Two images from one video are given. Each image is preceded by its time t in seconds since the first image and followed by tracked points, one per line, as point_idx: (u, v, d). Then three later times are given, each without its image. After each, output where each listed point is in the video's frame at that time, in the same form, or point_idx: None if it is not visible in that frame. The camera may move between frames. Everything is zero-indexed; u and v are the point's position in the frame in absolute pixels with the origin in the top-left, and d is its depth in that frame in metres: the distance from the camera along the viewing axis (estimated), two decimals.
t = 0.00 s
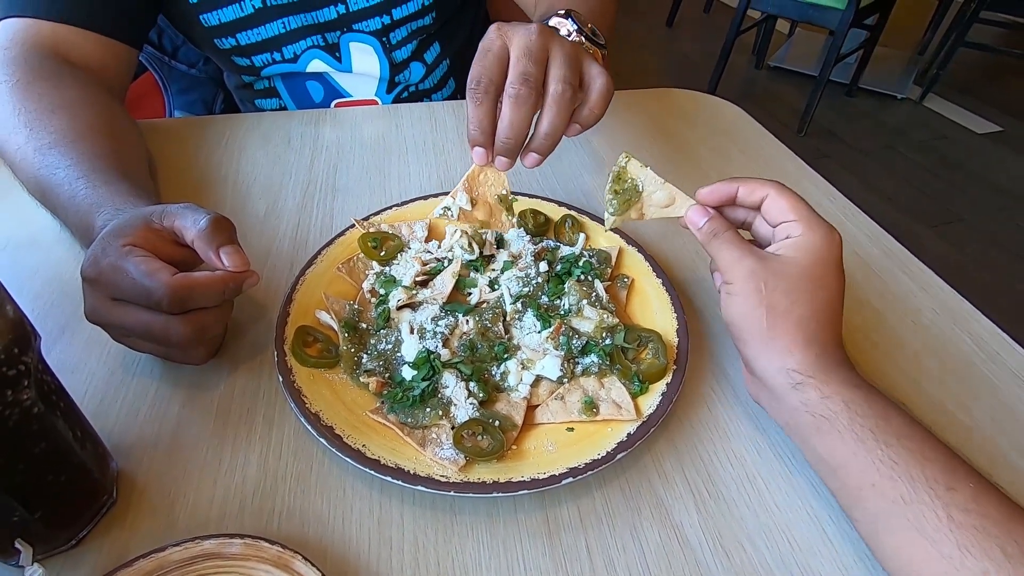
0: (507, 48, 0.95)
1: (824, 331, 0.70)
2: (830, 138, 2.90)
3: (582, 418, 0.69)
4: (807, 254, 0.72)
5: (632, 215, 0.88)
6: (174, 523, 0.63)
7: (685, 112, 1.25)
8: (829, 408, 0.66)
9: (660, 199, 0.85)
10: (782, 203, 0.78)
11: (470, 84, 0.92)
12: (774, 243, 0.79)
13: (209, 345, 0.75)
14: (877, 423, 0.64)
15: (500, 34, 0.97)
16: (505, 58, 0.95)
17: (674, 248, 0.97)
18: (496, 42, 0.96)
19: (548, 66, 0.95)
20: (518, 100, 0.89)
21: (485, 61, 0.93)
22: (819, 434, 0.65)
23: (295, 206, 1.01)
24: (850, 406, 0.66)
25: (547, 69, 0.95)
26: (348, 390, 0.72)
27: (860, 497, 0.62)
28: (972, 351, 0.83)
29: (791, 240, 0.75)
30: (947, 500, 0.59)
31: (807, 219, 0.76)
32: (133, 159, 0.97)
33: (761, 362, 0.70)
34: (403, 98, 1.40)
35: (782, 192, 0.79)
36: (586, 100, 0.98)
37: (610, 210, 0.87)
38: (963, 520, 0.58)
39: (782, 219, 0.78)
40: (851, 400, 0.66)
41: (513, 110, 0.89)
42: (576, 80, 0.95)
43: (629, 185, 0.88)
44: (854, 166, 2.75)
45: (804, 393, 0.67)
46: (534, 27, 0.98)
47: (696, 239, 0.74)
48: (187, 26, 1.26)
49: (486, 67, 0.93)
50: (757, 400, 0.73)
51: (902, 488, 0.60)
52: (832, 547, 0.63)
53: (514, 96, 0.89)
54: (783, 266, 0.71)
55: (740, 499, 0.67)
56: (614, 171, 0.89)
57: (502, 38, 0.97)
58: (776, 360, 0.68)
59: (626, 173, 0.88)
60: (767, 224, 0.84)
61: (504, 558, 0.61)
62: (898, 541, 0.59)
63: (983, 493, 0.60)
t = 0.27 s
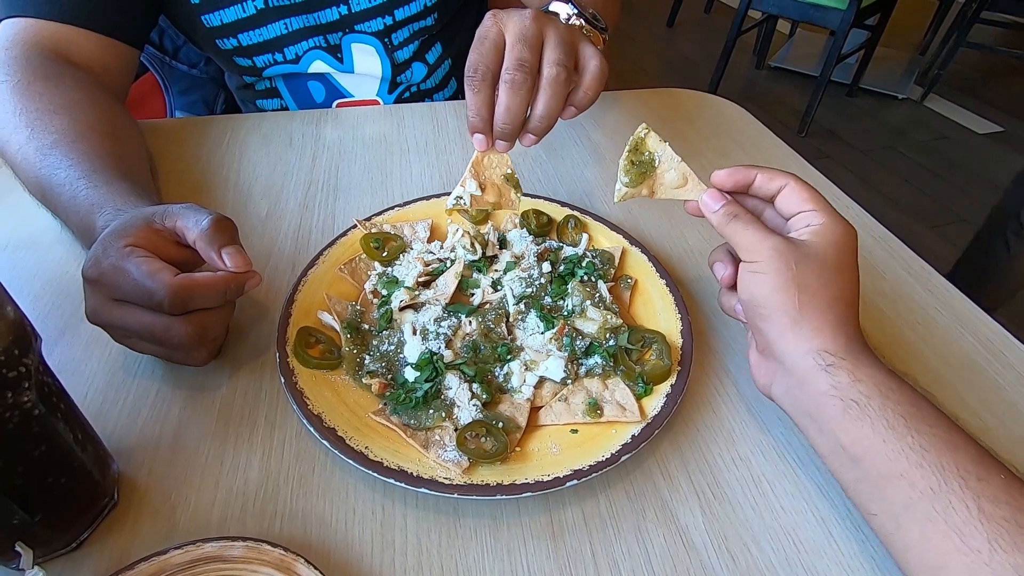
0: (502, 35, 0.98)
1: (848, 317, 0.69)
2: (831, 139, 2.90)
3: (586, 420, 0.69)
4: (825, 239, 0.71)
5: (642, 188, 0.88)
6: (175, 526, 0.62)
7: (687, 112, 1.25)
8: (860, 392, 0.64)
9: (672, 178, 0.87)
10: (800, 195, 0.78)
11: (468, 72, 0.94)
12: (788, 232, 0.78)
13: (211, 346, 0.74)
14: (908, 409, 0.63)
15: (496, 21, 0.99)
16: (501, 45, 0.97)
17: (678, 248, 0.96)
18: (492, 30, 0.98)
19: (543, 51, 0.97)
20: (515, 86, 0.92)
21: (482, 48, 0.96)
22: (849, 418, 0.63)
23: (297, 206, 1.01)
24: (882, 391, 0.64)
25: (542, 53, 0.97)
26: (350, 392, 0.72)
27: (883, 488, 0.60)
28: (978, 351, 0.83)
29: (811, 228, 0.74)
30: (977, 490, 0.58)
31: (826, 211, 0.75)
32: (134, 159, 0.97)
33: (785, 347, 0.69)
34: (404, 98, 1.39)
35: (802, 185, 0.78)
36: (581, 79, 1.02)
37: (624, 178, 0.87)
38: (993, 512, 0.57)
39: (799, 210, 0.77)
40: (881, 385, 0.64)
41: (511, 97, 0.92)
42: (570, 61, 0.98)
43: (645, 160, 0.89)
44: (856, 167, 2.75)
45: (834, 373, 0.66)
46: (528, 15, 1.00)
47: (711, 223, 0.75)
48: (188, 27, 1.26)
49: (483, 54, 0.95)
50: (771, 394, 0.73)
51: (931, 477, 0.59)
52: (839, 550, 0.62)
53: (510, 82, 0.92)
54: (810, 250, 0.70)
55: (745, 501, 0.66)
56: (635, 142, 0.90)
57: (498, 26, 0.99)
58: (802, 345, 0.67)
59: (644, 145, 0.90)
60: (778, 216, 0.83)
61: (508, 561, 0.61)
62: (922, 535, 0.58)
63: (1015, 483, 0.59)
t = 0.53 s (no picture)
0: (528, 94, 0.89)
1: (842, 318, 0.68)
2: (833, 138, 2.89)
3: (590, 421, 0.68)
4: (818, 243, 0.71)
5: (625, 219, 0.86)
6: (174, 528, 0.61)
7: (692, 110, 1.24)
8: (863, 394, 0.63)
9: (655, 209, 0.84)
10: (777, 210, 0.77)
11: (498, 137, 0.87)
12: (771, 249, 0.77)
13: (211, 346, 0.73)
14: (909, 411, 0.62)
15: (518, 79, 0.91)
16: (528, 105, 0.89)
17: (683, 247, 0.95)
18: (516, 89, 0.90)
19: (571, 104, 0.88)
20: (550, 151, 0.85)
21: (510, 112, 0.88)
22: (852, 421, 0.62)
23: (297, 204, 1.00)
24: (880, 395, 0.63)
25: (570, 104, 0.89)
26: (351, 393, 0.71)
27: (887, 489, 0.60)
28: (983, 352, 0.82)
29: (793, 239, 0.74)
30: (982, 491, 0.57)
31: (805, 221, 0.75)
32: (133, 157, 0.96)
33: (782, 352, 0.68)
34: (406, 96, 1.38)
35: (777, 200, 0.78)
36: (614, 128, 0.92)
37: (608, 211, 0.86)
38: (997, 513, 0.56)
39: (777, 225, 0.77)
40: (883, 386, 0.64)
41: (544, 161, 0.86)
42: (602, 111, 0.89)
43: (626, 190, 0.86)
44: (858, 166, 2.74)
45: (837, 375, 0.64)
46: (552, 66, 0.92)
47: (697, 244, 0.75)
48: (188, 24, 1.25)
49: (510, 117, 0.87)
50: (774, 399, 0.71)
51: (936, 479, 0.58)
52: (846, 553, 0.61)
53: (545, 147, 0.85)
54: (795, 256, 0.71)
55: (751, 503, 0.65)
56: (612, 176, 0.87)
57: (522, 83, 0.90)
58: (802, 347, 0.66)
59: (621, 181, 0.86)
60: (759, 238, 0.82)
61: (511, 563, 0.60)
62: (930, 536, 0.57)
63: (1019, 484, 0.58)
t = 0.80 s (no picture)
0: (504, 102, 0.82)
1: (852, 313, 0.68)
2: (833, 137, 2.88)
3: (589, 419, 0.68)
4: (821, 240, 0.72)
5: (637, 198, 0.87)
6: (175, 525, 0.62)
7: (691, 110, 1.24)
8: (867, 391, 0.63)
9: (666, 190, 0.86)
10: (791, 203, 0.77)
11: (474, 151, 0.80)
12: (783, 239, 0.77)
13: (210, 344, 0.73)
14: (916, 406, 0.62)
15: (493, 85, 0.84)
16: (504, 114, 0.82)
17: (682, 246, 0.95)
18: (491, 98, 0.82)
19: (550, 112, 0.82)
20: (528, 162, 0.80)
21: (486, 125, 0.81)
22: (856, 418, 0.63)
23: (297, 202, 1.00)
24: (889, 387, 0.63)
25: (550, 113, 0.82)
26: (351, 391, 0.71)
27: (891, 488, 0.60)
28: (986, 352, 0.82)
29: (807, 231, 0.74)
30: (986, 489, 0.57)
31: (819, 215, 0.75)
32: (133, 155, 0.96)
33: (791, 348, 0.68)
34: (406, 95, 1.39)
35: (792, 192, 0.78)
36: (592, 131, 0.87)
37: (619, 187, 0.87)
38: (1002, 512, 0.56)
39: (790, 217, 0.77)
40: (890, 381, 0.64)
41: (525, 173, 0.81)
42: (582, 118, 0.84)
43: (640, 168, 0.87)
44: (858, 165, 2.73)
45: (842, 370, 0.65)
46: (529, 74, 0.85)
47: (706, 232, 0.74)
48: (188, 22, 1.25)
49: (486, 127, 0.81)
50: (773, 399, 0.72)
51: (940, 477, 0.58)
52: (845, 551, 0.62)
53: (524, 155, 0.80)
54: (808, 250, 0.71)
55: (750, 502, 0.65)
56: (628, 153, 0.88)
57: (497, 91, 0.83)
58: (810, 342, 0.67)
59: (635, 158, 0.88)
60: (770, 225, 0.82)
61: (511, 562, 0.60)
62: (931, 536, 0.57)
63: None
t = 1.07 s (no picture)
0: (493, 140, 0.79)
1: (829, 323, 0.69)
2: (832, 137, 2.89)
3: (584, 417, 0.69)
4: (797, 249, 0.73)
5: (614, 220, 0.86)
6: (173, 522, 0.62)
7: (689, 111, 1.24)
8: (843, 403, 0.64)
9: (641, 208, 0.86)
10: (766, 208, 0.78)
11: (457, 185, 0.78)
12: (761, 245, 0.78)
13: (210, 344, 0.74)
14: (891, 416, 0.63)
15: (483, 117, 0.80)
16: (493, 154, 0.79)
17: (678, 247, 0.96)
18: (479, 133, 0.79)
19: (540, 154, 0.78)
20: (515, 209, 0.77)
21: (473, 163, 0.77)
22: (835, 429, 0.63)
23: (296, 203, 1.01)
24: (864, 398, 0.64)
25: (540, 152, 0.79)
26: (349, 389, 0.72)
27: (872, 493, 0.60)
28: (978, 354, 0.82)
29: (781, 238, 0.75)
30: (959, 496, 0.58)
31: (793, 220, 0.76)
32: (133, 156, 0.97)
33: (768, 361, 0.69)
34: (404, 96, 1.39)
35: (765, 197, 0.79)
36: (583, 174, 0.83)
37: (594, 213, 0.86)
38: (978, 518, 0.57)
39: (766, 223, 0.78)
40: (866, 391, 0.65)
41: (509, 217, 0.77)
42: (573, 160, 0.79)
43: (612, 190, 0.87)
44: (856, 165, 2.74)
45: (817, 385, 0.65)
46: (521, 110, 0.81)
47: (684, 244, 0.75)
48: (188, 23, 1.26)
49: (472, 164, 0.77)
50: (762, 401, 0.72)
51: (916, 485, 0.59)
52: (835, 548, 0.62)
53: (511, 202, 0.76)
54: (783, 259, 0.72)
55: (743, 499, 0.66)
56: (597, 177, 0.88)
57: (487, 124, 0.79)
58: (789, 352, 0.68)
59: (606, 179, 0.88)
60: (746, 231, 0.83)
61: (506, 557, 0.61)
62: (911, 540, 0.58)
63: (996, 489, 0.59)
